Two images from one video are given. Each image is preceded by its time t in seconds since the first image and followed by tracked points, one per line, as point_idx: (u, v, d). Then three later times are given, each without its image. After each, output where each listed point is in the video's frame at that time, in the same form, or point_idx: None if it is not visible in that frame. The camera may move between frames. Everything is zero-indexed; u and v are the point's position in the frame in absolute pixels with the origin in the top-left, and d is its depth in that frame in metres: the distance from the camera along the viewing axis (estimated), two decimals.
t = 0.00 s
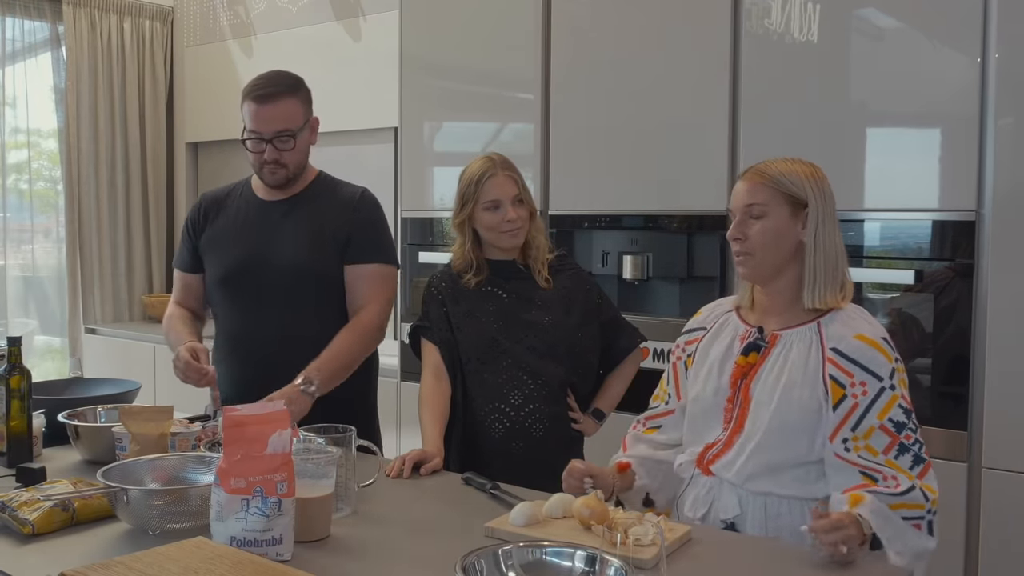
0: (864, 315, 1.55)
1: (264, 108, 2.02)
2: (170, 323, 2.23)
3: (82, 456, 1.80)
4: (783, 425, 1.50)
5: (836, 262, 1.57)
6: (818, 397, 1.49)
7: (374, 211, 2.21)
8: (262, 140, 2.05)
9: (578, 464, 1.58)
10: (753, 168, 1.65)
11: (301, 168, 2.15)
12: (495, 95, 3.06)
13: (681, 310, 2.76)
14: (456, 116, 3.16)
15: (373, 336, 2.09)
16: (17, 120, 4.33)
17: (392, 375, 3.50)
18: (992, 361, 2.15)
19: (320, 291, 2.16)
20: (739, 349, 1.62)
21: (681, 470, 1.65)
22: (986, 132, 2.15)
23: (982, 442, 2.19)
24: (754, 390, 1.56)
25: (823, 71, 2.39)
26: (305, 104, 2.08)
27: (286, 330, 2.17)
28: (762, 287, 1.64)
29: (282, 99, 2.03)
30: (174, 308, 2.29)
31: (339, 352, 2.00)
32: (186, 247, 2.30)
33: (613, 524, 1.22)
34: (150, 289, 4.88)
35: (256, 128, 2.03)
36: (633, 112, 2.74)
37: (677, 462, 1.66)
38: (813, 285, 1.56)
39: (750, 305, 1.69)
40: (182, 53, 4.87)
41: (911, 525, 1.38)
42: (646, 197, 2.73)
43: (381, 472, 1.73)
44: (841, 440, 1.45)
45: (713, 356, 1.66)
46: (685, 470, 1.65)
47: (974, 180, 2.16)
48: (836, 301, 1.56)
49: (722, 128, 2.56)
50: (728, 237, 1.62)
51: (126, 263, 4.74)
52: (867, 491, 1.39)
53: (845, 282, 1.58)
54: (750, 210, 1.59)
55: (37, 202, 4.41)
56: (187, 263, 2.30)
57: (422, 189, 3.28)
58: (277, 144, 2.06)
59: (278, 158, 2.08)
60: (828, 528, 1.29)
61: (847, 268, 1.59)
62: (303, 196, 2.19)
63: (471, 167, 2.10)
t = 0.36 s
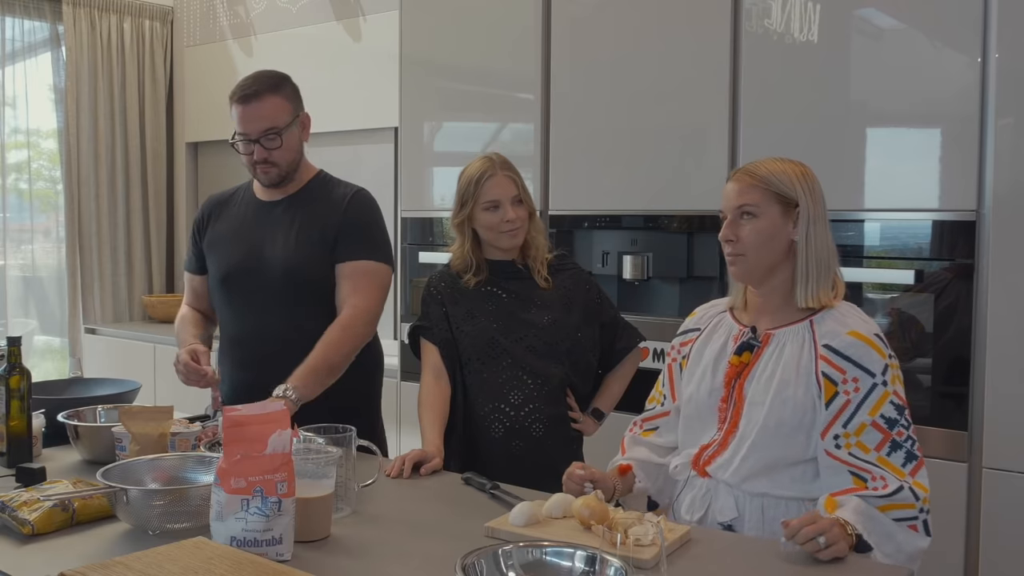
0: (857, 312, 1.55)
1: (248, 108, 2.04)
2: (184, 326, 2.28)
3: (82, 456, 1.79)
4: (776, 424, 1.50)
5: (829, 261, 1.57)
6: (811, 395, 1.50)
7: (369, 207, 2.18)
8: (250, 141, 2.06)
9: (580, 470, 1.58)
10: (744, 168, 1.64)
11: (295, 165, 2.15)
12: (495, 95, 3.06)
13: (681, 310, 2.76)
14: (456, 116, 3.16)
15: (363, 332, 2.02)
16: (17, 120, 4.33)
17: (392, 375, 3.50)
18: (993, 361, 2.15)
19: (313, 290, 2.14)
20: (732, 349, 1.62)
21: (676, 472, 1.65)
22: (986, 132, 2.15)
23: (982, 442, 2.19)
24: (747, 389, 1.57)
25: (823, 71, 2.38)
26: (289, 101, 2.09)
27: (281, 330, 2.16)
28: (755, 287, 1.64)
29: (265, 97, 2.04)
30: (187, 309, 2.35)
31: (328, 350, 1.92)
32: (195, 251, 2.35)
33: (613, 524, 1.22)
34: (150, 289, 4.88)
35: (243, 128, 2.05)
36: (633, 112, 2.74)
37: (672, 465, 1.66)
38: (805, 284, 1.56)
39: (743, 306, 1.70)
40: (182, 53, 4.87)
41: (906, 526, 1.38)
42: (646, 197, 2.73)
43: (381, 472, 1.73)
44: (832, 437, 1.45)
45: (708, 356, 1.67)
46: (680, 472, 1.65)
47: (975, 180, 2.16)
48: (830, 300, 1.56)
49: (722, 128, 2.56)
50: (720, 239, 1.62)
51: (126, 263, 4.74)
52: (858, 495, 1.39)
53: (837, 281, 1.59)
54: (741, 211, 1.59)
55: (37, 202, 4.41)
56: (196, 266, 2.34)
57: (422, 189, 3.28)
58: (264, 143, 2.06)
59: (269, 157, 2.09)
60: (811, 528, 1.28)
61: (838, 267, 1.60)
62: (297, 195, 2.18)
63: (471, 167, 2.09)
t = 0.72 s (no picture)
0: (851, 311, 1.55)
1: (241, 105, 2.06)
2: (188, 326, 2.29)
3: (82, 456, 1.79)
4: (770, 423, 1.50)
5: (824, 261, 1.57)
6: (806, 394, 1.50)
7: (369, 207, 2.16)
8: (243, 139, 2.08)
9: (580, 471, 1.58)
10: (739, 168, 1.64)
11: (290, 163, 2.14)
12: (495, 94, 3.06)
13: (681, 310, 2.76)
14: (456, 116, 3.16)
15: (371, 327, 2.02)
16: (17, 120, 4.33)
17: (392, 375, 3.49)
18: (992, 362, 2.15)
19: (313, 291, 2.14)
20: (728, 348, 1.62)
21: (672, 473, 1.65)
22: (986, 132, 2.15)
23: (982, 442, 2.19)
24: (741, 388, 1.57)
25: (823, 71, 2.38)
26: (283, 99, 2.09)
27: (283, 331, 2.16)
28: (750, 288, 1.64)
29: (259, 94, 2.06)
30: (194, 310, 2.36)
31: (324, 336, 1.91)
32: (200, 252, 2.36)
33: (613, 524, 1.22)
34: (150, 289, 4.88)
35: (236, 126, 2.07)
36: (633, 112, 2.74)
37: (668, 464, 1.66)
38: (799, 285, 1.57)
39: (740, 307, 1.69)
40: (182, 53, 4.87)
41: (907, 524, 1.38)
42: (647, 197, 2.73)
43: (381, 472, 1.73)
44: (829, 437, 1.45)
45: (704, 355, 1.67)
46: (675, 472, 1.65)
47: (974, 180, 2.16)
48: (825, 300, 1.56)
49: (722, 128, 2.56)
50: (716, 239, 1.63)
51: (126, 263, 4.74)
52: (857, 494, 1.39)
53: (833, 281, 1.59)
54: (736, 211, 1.60)
55: (37, 202, 4.41)
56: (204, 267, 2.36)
57: (422, 189, 3.28)
58: (256, 140, 2.07)
59: (261, 155, 2.09)
60: (809, 527, 1.28)
61: (835, 266, 1.60)
62: (298, 194, 2.18)
63: (471, 167, 2.09)
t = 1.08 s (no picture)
0: (851, 311, 1.55)
1: (240, 108, 2.07)
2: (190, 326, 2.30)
3: (82, 456, 1.79)
4: (769, 424, 1.50)
5: (823, 260, 1.57)
6: (804, 394, 1.50)
7: (361, 207, 2.14)
8: (241, 142, 2.09)
9: (580, 471, 1.58)
10: (741, 165, 1.65)
11: (287, 167, 2.14)
12: (495, 94, 3.06)
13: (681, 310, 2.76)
14: (456, 116, 3.16)
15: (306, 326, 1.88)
16: (17, 120, 4.33)
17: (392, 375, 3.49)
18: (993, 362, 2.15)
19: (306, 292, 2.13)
20: (728, 349, 1.63)
21: (678, 473, 1.64)
22: (986, 132, 2.15)
23: (982, 442, 2.19)
24: (742, 388, 1.57)
25: (823, 71, 2.39)
26: (282, 102, 2.09)
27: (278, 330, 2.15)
28: (750, 285, 1.64)
29: (259, 97, 2.07)
30: (200, 309, 2.36)
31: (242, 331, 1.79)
32: (204, 252, 2.37)
33: (613, 524, 1.21)
34: (150, 289, 4.87)
35: (235, 129, 2.08)
36: (633, 112, 2.74)
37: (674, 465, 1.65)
38: (797, 282, 1.57)
39: (739, 306, 1.69)
40: (182, 53, 4.87)
41: (903, 525, 1.38)
42: (647, 197, 2.73)
43: (381, 472, 1.73)
44: (827, 437, 1.45)
45: (705, 356, 1.67)
46: (681, 473, 1.64)
47: (974, 179, 2.16)
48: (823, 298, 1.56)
49: (722, 128, 2.56)
50: (716, 235, 1.63)
51: (126, 263, 4.73)
52: (855, 496, 1.39)
53: (833, 279, 1.59)
54: (736, 207, 1.60)
55: (37, 202, 4.41)
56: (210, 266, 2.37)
57: (422, 189, 3.28)
58: (252, 144, 2.08)
59: (257, 158, 2.09)
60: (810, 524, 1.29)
61: (835, 265, 1.60)
62: (298, 195, 2.16)
63: (470, 167, 2.09)
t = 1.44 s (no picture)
0: (861, 314, 1.55)
1: (231, 111, 2.06)
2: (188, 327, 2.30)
3: (82, 456, 1.79)
4: (781, 425, 1.50)
5: (832, 260, 1.57)
6: (816, 397, 1.50)
7: (363, 209, 2.15)
8: (233, 145, 2.08)
9: (580, 471, 1.58)
10: (749, 167, 1.65)
11: (281, 167, 2.14)
12: (495, 94, 3.06)
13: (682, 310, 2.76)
14: (456, 116, 3.16)
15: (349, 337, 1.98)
16: (17, 120, 4.33)
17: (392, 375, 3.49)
18: (992, 362, 2.15)
19: (307, 294, 2.14)
20: (737, 349, 1.62)
21: (684, 473, 1.65)
22: (986, 132, 2.15)
23: (982, 442, 2.19)
24: (753, 389, 1.56)
25: (823, 71, 2.39)
26: (272, 103, 2.09)
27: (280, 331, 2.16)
28: (759, 287, 1.64)
29: (249, 99, 2.06)
30: (196, 309, 2.36)
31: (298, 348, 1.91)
32: (201, 253, 2.37)
33: (613, 524, 1.21)
34: (150, 289, 4.88)
35: (227, 132, 2.08)
36: (634, 112, 2.74)
37: (680, 465, 1.66)
38: (808, 282, 1.57)
39: (748, 306, 1.70)
40: (182, 53, 4.87)
41: (903, 530, 1.38)
42: (647, 196, 2.73)
43: (381, 472, 1.73)
44: (834, 439, 1.45)
45: (712, 356, 1.67)
46: (688, 472, 1.64)
47: (974, 179, 2.16)
48: (833, 299, 1.56)
49: (722, 127, 2.56)
50: (724, 237, 1.63)
51: (126, 263, 4.73)
52: (858, 498, 1.40)
53: (841, 280, 1.59)
54: (745, 209, 1.60)
55: (37, 202, 4.41)
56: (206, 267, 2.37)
57: (422, 189, 3.28)
58: (245, 146, 2.08)
59: (252, 160, 2.09)
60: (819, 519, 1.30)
61: (843, 265, 1.60)
62: (293, 195, 2.18)
63: (469, 167, 2.09)
